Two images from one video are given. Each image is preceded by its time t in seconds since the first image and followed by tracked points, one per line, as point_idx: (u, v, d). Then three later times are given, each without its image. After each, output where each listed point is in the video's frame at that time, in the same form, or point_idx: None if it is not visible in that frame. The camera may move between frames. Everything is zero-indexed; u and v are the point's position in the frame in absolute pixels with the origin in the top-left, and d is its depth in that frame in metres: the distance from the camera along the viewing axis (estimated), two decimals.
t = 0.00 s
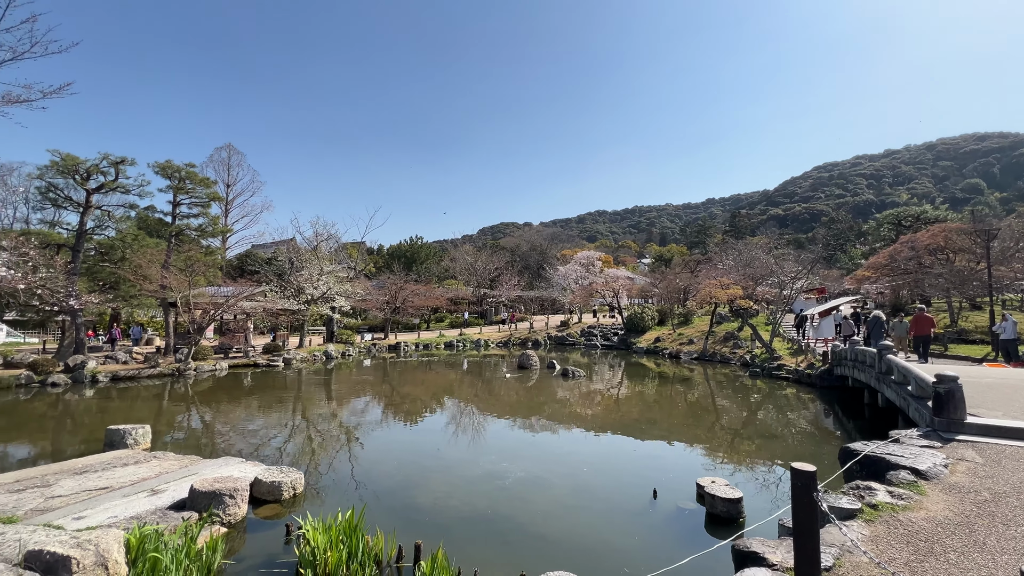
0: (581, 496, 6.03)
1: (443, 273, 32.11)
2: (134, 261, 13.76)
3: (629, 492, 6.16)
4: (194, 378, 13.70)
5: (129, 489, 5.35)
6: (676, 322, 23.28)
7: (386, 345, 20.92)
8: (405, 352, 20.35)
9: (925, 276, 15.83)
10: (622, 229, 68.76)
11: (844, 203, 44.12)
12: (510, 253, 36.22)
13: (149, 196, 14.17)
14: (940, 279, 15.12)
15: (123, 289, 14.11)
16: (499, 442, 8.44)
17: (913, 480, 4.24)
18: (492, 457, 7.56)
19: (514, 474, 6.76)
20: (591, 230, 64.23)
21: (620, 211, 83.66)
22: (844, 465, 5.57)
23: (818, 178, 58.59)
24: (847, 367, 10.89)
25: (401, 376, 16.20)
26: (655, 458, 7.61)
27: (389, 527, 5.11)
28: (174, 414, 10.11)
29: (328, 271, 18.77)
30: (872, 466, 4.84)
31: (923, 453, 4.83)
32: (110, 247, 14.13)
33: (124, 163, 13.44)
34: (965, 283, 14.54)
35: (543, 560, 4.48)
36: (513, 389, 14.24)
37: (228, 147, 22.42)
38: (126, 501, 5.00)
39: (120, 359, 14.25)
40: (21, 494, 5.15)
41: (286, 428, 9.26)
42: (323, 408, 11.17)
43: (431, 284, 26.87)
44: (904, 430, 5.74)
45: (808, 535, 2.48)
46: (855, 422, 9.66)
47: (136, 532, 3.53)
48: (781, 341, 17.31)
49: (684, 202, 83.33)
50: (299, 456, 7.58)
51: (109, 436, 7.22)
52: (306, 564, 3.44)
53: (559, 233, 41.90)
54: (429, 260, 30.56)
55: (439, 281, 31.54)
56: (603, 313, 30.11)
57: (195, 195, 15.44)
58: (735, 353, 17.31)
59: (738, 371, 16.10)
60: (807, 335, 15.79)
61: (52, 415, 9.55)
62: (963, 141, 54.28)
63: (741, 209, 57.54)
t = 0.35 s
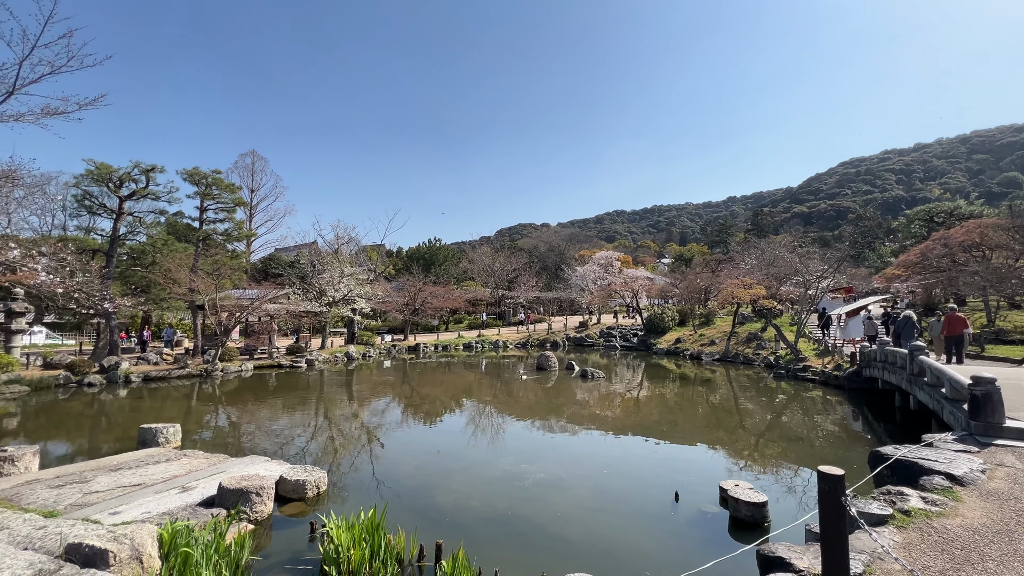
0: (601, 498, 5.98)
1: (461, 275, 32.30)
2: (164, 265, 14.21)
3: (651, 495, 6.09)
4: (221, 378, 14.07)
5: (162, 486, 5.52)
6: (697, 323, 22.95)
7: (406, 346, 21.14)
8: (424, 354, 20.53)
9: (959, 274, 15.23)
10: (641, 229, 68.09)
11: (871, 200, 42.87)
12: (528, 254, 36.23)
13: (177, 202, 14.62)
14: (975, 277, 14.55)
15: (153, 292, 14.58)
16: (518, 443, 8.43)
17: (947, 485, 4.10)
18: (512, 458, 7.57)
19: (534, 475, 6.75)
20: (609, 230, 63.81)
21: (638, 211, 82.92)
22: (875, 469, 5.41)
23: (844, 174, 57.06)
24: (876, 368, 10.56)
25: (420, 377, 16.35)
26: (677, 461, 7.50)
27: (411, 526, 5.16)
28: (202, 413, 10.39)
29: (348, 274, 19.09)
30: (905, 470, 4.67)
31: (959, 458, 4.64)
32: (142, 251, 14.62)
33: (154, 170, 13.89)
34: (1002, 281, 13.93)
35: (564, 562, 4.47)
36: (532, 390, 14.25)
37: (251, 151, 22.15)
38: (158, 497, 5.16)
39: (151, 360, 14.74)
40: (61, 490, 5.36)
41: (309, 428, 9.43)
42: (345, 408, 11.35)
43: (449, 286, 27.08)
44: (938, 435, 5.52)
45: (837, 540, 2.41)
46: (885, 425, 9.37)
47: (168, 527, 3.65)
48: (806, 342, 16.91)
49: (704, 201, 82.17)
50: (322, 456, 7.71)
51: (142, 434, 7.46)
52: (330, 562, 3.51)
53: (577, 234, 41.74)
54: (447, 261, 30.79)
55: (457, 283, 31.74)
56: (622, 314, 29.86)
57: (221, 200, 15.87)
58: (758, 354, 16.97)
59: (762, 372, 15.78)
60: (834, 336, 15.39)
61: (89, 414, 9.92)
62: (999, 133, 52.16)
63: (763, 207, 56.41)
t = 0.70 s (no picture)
0: (621, 499, 5.94)
1: (477, 276, 32.42)
2: (190, 269, 14.60)
3: (671, 497, 6.02)
4: (244, 378, 14.39)
5: (189, 483, 5.66)
6: (717, 324, 22.59)
7: (423, 347, 21.29)
8: (441, 354, 20.66)
9: (992, 272, 14.71)
10: (658, 228, 67.42)
11: (897, 196, 41.69)
12: (544, 254, 36.19)
13: (201, 207, 15.00)
14: (1009, 274, 14.00)
15: (180, 295, 14.99)
16: (536, 444, 8.42)
17: (982, 491, 3.95)
18: (530, 459, 7.57)
19: (552, 477, 6.73)
20: (626, 230, 63.34)
21: (655, 210, 82.13)
22: (905, 473, 5.24)
23: (869, 170, 55.62)
24: (905, 370, 10.25)
25: (438, 377, 16.45)
26: (697, 463, 7.40)
27: (430, 525, 5.19)
28: (227, 412, 10.63)
29: (367, 276, 19.33)
30: (937, 475, 4.52)
31: (995, 463, 4.46)
32: (168, 255, 15.03)
33: (180, 176, 14.28)
34: None
35: (584, 563, 4.44)
36: (549, 391, 14.22)
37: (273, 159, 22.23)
38: (186, 494, 5.29)
39: (178, 361, 15.14)
40: (95, 485, 5.54)
41: (329, 428, 9.57)
42: (364, 408, 11.48)
43: (466, 287, 27.20)
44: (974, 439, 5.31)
45: (867, 545, 2.34)
46: (915, 428, 9.08)
47: (197, 523, 3.74)
48: (830, 343, 16.51)
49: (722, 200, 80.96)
50: (341, 455, 7.80)
51: (170, 432, 7.67)
52: (353, 559, 3.56)
53: (594, 234, 41.57)
54: (464, 263, 30.95)
55: (474, 284, 31.88)
56: (640, 315, 29.60)
57: (243, 205, 16.22)
58: (781, 355, 16.63)
59: (784, 373, 15.45)
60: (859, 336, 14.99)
61: (119, 413, 10.24)
62: None
63: (784, 205, 55.34)
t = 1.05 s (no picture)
0: (641, 501, 5.89)
1: (494, 276, 32.50)
2: (214, 271, 14.97)
3: (691, 499, 5.95)
4: (267, 378, 14.69)
5: (217, 479, 5.81)
6: (737, 323, 22.22)
7: (441, 347, 21.45)
8: (459, 355, 20.76)
9: None
10: (676, 227, 66.65)
11: (925, 191, 40.44)
12: (560, 254, 36.10)
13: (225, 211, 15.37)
14: None
15: (205, 296, 15.38)
16: (553, 444, 8.40)
17: (1020, 496, 3.80)
18: (548, 459, 7.56)
19: (570, 477, 6.71)
20: (644, 229, 62.76)
21: (673, 209, 81.18)
22: (936, 477, 5.08)
23: (895, 165, 54.09)
24: (935, 370, 9.92)
25: (455, 377, 16.53)
26: (718, 465, 7.29)
27: (450, 524, 5.23)
28: (250, 411, 10.87)
29: (385, 277, 19.55)
30: (971, 479, 4.37)
31: None
32: (193, 258, 15.44)
33: (204, 181, 14.65)
34: None
35: (603, 564, 4.42)
36: (566, 391, 14.18)
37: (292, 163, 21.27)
38: (213, 490, 5.43)
39: (203, 361, 15.53)
40: (127, 480, 5.73)
41: (349, 427, 9.69)
42: (383, 408, 11.61)
43: (483, 287, 27.29)
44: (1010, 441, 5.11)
45: (899, 549, 2.27)
46: (946, 431, 8.78)
47: (225, 518, 3.84)
48: (855, 343, 16.10)
49: (742, 197, 79.65)
50: (361, 454, 7.90)
51: (197, 430, 7.88)
52: (374, 556, 3.61)
53: (611, 234, 41.30)
54: (480, 263, 31.07)
55: (490, 284, 31.97)
56: (658, 314, 29.30)
57: (265, 208, 16.56)
58: (804, 356, 16.28)
59: (808, 374, 15.12)
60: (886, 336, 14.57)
61: (149, 411, 10.56)
62: None
63: (806, 202, 54.16)
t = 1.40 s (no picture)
0: (654, 500, 5.85)
1: (505, 276, 32.53)
2: (230, 271, 15.20)
3: (705, 499, 5.89)
4: (281, 377, 14.89)
5: (234, 475, 5.90)
6: (752, 323, 21.94)
7: (453, 347, 21.53)
8: (470, 354, 20.83)
9: None
10: (689, 226, 66.08)
11: (944, 187, 39.59)
12: (571, 254, 36.02)
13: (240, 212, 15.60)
14: None
15: (221, 296, 15.62)
16: (565, 443, 8.38)
17: None
18: (560, 458, 7.55)
19: (582, 476, 6.69)
20: (656, 228, 62.35)
21: (685, 208, 80.50)
22: (959, 478, 4.97)
23: (914, 161, 53.01)
24: (957, 370, 9.69)
25: (467, 376, 16.60)
26: (733, 465, 7.22)
27: (462, 521, 5.25)
28: (265, 410, 11.01)
29: (396, 277, 19.71)
30: (995, 481, 4.28)
31: None
32: (210, 258, 15.70)
33: (220, 182, 14.88)
34: None
35: (615, 562, 4.41)
36: (577, 390, 14.15)
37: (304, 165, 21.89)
38: (230, 485, 5.52)
39: (220, 360, 15.78)
40: (148, 476, 5.85)
41: (362, 425, 9.78)
42: (395, 407, 11.69)
43: (494, 287, 27.36)
44: None
45: (920, 549, 2.23)
46: (968, 432, 8.57)
47: (242, 513, 3.90)
48: (873, 342, 15.81)
49: (756, 195, 78.71)
50: (375, 452, 7.97)
51: (215, 427, 8.02)
52: (388, 552, 3.65)
53: (622, 233, 41.09)
54: (492, 263, 31.14)
55: (502, 284, 32.03)
56: (670, 314, 29.08)
57: (279, 209, 16.76)
58: (820, 355, 16.03)
59: (824, 374, 14.88)
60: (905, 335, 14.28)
61: (167, 409, 10.76)
62: None
63: (821, 199, 53.32)
